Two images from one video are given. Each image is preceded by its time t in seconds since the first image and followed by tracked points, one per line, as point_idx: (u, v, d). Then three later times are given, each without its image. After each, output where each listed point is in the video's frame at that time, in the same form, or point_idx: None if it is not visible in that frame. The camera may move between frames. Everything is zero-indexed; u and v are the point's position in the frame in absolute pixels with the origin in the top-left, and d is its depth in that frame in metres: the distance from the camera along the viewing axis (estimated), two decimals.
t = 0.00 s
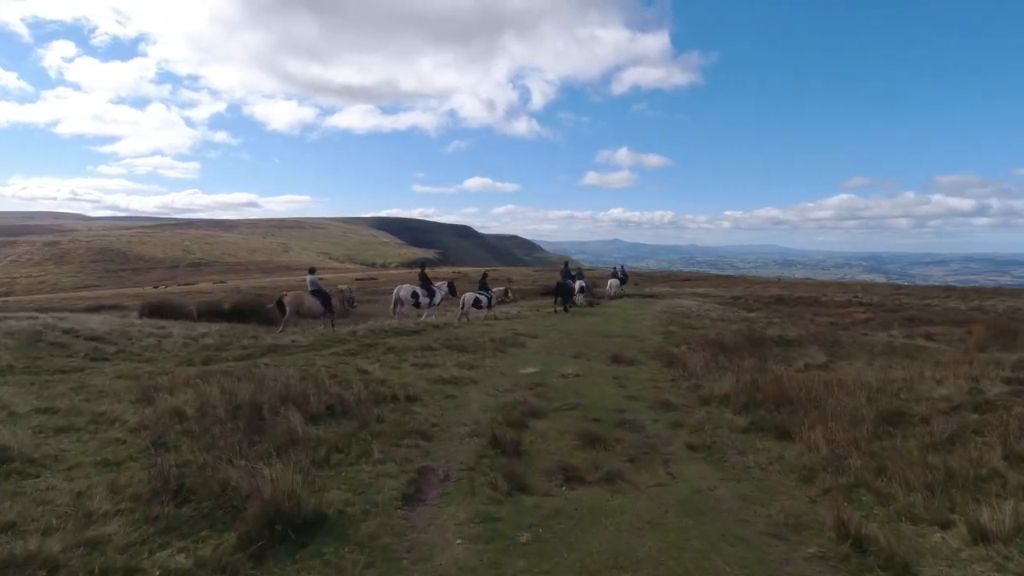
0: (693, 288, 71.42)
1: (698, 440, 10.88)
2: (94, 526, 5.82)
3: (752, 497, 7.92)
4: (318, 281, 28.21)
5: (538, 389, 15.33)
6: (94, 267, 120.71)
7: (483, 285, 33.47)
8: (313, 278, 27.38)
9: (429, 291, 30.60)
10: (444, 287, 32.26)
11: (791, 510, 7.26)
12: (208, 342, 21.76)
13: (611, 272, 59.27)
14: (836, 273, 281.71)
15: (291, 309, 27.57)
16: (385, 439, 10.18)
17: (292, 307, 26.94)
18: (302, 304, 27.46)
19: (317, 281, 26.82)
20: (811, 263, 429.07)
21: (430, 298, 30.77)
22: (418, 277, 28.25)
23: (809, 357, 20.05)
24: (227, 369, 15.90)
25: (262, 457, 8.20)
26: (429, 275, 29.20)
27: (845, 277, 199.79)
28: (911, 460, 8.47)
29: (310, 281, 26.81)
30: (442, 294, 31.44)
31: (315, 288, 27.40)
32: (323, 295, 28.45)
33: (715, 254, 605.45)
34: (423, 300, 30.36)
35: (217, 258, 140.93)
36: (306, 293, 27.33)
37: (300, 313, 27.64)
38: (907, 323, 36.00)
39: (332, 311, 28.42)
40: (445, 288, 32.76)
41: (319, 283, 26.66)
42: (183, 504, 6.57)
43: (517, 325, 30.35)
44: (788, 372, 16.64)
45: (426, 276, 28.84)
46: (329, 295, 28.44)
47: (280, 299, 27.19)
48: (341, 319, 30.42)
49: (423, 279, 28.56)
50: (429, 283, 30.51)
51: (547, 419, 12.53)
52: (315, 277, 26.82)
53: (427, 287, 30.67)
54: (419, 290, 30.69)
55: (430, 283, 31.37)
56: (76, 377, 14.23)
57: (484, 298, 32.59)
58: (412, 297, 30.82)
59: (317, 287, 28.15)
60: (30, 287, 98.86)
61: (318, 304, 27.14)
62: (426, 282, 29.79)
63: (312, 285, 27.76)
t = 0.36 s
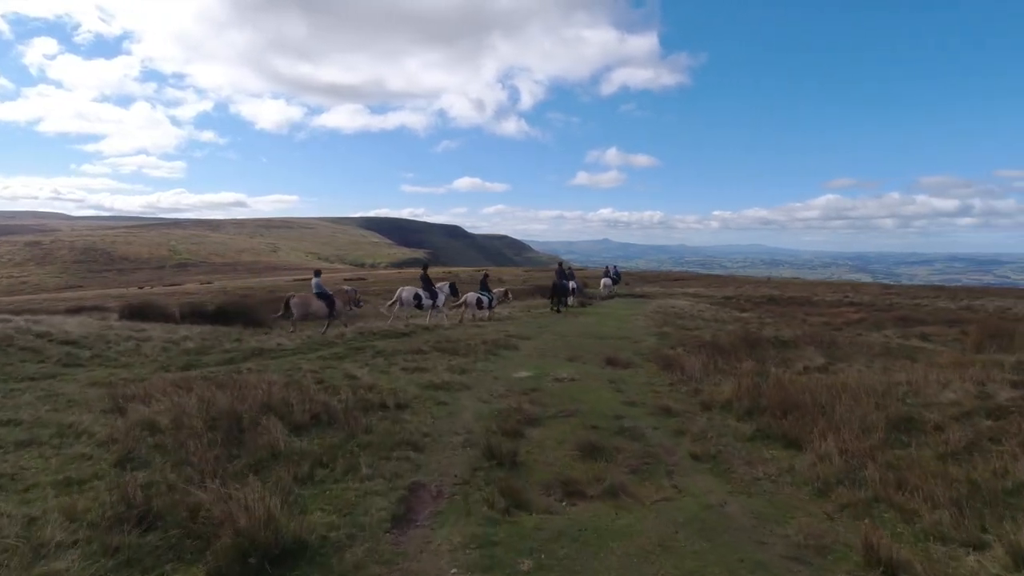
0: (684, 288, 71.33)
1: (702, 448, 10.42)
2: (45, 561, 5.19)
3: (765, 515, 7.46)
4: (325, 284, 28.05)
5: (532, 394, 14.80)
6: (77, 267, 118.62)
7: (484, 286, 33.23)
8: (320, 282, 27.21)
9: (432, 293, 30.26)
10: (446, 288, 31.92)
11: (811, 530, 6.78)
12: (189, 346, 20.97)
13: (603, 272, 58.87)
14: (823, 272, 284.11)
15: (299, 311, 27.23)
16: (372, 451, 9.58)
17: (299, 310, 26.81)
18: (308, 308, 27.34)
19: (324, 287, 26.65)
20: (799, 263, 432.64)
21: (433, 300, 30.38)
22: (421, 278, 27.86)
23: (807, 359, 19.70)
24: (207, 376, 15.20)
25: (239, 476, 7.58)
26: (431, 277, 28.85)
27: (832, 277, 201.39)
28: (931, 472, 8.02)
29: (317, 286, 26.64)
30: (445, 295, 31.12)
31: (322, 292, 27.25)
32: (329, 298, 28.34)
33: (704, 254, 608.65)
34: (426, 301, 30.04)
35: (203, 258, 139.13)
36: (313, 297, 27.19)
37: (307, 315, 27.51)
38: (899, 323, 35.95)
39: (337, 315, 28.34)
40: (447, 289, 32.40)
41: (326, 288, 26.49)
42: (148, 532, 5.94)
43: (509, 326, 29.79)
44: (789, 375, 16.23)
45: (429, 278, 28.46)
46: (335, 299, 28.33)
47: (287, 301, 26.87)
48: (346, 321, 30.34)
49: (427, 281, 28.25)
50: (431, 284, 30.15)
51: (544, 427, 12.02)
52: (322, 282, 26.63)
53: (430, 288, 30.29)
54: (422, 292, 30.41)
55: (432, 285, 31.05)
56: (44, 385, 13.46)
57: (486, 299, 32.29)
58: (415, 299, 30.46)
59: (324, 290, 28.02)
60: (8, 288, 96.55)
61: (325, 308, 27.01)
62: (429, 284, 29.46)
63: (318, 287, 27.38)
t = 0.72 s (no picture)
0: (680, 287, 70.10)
1: (712, 452, 9.90)
2: None
3: (788, 527, 6.93)
4: (332, 283, 28.01)
5: (531, 396, 14.22)
6: (64, 268, 116.78)
7: (486, 285, 32.77)
8: (326, 281, 27.12)
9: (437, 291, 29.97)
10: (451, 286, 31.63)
11: (840, 544, 6.26)
12: (173, 346, 20.22)
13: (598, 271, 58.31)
14: (814, 272, 285.49)
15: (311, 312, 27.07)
16: (363, 458, 8.98)
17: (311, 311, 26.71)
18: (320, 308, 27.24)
19: (331, 284, 26.57)
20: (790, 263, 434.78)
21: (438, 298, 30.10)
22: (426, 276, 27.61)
23: (810, 359, 19.26)
24: (190, 377, 14.50)
25: (217, 487, 6.96)
26: (436, 275, 28.62)
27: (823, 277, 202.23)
28: (960, 478, 7.54)
29: (325, 284, 26.56)
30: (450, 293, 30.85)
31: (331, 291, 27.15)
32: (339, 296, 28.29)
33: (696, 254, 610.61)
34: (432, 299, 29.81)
35: (193, 258, 137.54)
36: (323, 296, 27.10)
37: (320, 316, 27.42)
38: (895, 322, 35.76)
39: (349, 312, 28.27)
40: (452, 287, 32.16)
41: (333, 285, 26.38)
42: (112, 553, 5.31)
43: (504, 326, 29.19)
44: (795, 375, 15.75)
45: (435, 276, 28.26)
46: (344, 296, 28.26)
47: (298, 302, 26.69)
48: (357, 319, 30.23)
49: (431, 279, 27.98)
50: (436, 282, 29.87)
51: (544, 430, 11.47)
52: (329, 280, 26.57)
53: (435, 286, 30.02)
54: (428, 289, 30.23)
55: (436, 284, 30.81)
56: (16, 388, 12.71)
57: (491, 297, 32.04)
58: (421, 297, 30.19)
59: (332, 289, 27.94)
60: None
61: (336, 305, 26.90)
62: (434, 282, 29.23)
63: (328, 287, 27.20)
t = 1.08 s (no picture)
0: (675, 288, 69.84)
1: (720, 461, 9.40)
2: None
3: (809, 548, 6.41)
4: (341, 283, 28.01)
5: (528, 400, 13.67)
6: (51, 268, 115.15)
7: (489, 285, 32.65)
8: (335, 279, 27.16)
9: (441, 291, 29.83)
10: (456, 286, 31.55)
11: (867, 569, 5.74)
12: (156, 349, 19.51)
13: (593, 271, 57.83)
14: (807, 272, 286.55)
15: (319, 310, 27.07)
16: (349, 470, 8.39)
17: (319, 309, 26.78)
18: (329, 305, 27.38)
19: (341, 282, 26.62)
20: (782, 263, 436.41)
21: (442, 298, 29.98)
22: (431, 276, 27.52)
23: (812, 360, 18.82)
24: (171, 382, 13.87)
25: (187, 509, 6.36)
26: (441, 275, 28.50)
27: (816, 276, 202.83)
28: (988, 491, 7.05)
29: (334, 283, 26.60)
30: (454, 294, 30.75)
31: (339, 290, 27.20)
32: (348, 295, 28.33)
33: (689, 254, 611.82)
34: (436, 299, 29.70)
35: (184, 258, 136.29)
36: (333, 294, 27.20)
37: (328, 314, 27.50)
38: (893, 322, 35.55)
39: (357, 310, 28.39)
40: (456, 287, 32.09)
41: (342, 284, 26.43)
42: None
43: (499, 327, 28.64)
44: (800, 378, 15.29)
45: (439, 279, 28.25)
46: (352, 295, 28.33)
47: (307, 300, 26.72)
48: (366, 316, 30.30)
49: (436, 279, 27.90)
50: (440, 282, 29.82)
51: (542, 437, 10.91)
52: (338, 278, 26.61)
53: (440, 287, 29.90)
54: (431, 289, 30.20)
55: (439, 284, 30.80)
56: None
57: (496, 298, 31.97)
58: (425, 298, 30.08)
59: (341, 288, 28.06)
60: None
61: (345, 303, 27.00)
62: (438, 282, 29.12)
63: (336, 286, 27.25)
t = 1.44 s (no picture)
0: (672, 287, 69.39)
1: (728, 470, 8.83)
2: None
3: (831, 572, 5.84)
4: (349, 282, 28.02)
5: (523, 404, 13.08)
6: (41, 268, 113.93)
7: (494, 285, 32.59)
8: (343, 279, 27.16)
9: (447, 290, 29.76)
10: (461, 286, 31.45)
11: None
12: (138, 352, 18.85)
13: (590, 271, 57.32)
14: (803, 271, 286.99)
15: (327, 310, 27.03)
16: (331, 483, 7.78)
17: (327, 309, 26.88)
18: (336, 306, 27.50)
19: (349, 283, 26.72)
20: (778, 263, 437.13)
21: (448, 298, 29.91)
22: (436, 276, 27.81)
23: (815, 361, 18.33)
24: (149, 387, 13.22)
25: (145, 533, 5.74)
26: (445, 276, 28.43)
27: (811, 276, 202.98)
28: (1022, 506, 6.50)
29: (342, 283, 26.67)
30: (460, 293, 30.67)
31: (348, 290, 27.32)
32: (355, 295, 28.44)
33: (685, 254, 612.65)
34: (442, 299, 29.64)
35: (178, 258, 135.22)
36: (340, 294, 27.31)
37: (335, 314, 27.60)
38: (892, 321, 35.19)
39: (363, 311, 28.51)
40: (460, 287, 31.99)
41: (350, 284, 26.50)
42: None
43: (494, 327, 28.06)
44: (805, 380, 14.76)
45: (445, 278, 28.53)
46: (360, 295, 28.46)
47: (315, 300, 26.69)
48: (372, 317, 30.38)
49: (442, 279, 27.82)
50: (445, 282, 29.72)
51: (539, 445, 10.31)
52: (347, 278, 26.68)
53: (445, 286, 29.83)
54: (437, 288, 30.03)
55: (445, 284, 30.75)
56: None
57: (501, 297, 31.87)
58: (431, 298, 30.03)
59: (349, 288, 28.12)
60: None
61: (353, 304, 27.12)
62: (444, 282, 29.27)
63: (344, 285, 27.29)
